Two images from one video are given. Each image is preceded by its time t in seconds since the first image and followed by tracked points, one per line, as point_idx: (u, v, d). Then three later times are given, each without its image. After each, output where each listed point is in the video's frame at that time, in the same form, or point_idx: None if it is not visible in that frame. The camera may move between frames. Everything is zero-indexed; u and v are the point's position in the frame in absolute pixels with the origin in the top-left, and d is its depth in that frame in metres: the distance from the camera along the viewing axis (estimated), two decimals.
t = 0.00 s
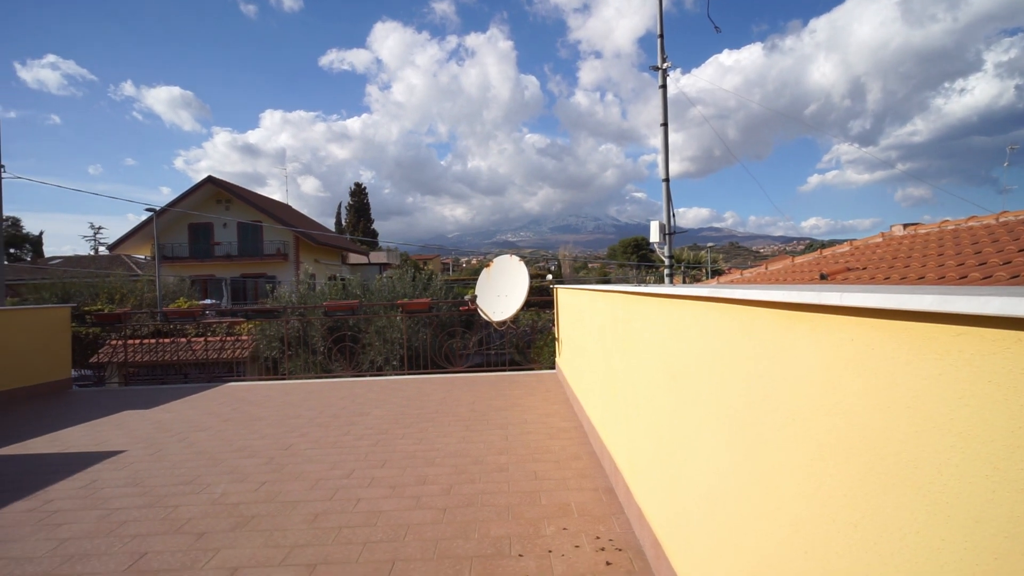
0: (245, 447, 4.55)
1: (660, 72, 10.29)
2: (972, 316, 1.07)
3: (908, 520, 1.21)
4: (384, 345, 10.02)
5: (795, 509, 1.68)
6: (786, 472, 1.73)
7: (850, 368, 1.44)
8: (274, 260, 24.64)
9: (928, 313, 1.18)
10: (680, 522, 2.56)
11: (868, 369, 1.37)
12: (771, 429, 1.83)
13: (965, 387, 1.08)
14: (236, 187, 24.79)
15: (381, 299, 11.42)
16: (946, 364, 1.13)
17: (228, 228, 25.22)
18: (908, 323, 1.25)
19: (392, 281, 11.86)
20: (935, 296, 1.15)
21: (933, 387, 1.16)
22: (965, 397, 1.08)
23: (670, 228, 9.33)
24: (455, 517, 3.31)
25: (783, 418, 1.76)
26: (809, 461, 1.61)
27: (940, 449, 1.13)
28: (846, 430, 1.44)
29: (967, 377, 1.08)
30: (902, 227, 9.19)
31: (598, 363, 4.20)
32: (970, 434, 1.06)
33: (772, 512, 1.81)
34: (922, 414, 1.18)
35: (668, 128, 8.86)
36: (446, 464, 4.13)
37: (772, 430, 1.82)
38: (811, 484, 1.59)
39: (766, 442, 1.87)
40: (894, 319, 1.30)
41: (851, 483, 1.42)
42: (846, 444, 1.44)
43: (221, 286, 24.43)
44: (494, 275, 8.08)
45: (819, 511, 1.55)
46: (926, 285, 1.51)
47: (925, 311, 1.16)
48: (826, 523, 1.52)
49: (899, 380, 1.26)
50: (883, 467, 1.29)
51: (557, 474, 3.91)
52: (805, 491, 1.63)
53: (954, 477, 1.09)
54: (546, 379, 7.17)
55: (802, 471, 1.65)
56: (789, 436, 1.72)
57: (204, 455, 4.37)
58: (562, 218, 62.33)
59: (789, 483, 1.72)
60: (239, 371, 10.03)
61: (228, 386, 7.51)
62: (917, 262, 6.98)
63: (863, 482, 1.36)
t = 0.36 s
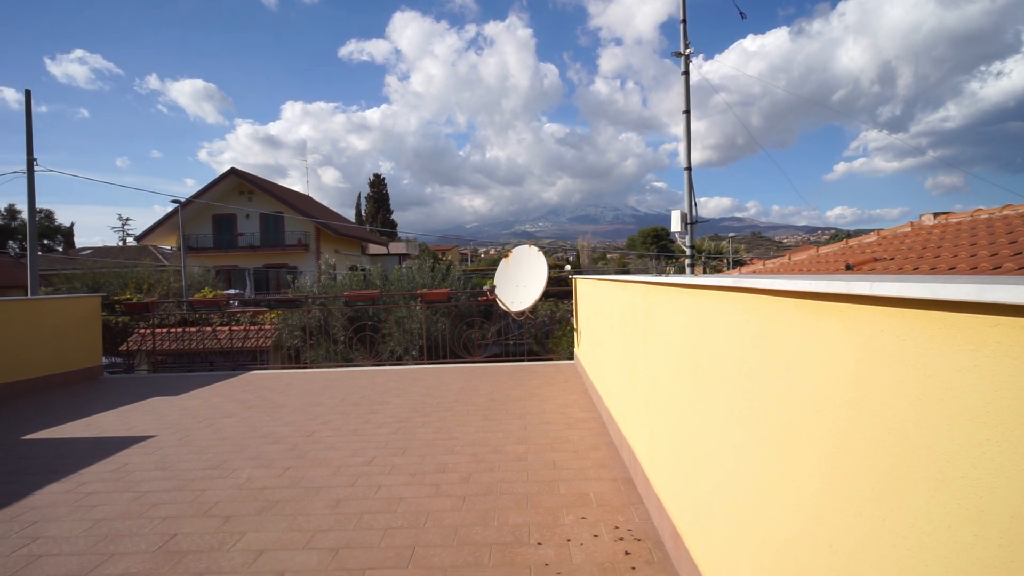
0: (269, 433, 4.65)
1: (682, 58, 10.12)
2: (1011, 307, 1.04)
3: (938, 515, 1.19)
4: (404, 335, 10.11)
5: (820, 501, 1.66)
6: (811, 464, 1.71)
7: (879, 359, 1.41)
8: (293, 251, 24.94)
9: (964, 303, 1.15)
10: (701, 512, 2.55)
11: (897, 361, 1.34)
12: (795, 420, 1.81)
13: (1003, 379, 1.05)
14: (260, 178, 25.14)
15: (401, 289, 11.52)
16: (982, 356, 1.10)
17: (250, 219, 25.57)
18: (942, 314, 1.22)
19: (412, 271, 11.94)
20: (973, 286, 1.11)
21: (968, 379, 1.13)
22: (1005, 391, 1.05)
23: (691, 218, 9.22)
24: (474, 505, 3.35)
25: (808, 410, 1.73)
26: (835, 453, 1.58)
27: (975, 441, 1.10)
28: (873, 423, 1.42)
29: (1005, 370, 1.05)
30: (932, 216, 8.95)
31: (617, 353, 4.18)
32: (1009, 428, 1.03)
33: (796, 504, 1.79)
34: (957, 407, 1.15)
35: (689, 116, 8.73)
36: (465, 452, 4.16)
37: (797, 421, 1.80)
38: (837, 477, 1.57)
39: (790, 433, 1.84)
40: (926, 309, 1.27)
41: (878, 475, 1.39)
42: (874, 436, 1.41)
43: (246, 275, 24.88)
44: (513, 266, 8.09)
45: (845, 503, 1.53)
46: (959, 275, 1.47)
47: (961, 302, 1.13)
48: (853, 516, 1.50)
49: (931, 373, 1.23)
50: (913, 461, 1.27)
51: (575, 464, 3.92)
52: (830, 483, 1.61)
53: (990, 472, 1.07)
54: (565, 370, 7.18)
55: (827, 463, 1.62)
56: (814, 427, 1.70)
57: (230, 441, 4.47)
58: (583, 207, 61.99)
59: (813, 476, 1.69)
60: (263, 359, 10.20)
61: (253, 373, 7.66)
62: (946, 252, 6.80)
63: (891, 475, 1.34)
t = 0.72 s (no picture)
0: (292, 421, 4.74)
1: (705, 45, 9.94)
2: None
3: (970, 512, 1.17)
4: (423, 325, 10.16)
5: (844, 496, 1.64)
6: (834, 457, 1.69)
7: (907, 353, 1.38)
8: (314, 241, 25.22)
9: (996, 296, 1.11)
10: (721, 505, 2.54)
11: (924, 356, 1.31)
12: (819, 414, 1.78)
13: None
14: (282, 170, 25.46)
15: (420, 279, 11.59)
16: (1017, 352, 1.07)
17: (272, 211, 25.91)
18: (973, 308, 1.19)
19: (431, 262, 12.00)
20: (1007, 279, 1.08)
21: (1002, 375, 1.10)
22: None
23: (713, 208, 9.08)
24: (493, 494, 3.37)
25: (832, 403, 1.70)
26: (860, 448, 1.56)
27: (1009, 438, 1.08)
28: (899, 418, 1.39)
29: None
30: (963, 206, 8.68)
31: (636, 345, 4.16)
32: None
33: (820, 499, 1.77)
34: (990, 404, 1.13)
35: (711, 105, 8.58)
36: (484, 442, 4.19)
37: (820, 415, 1.77)
38: (861, 472, 1.55)
39: (813, 426, 1.82)
40: (955, 302, 1.24)
41: (904, 471, 1.37)
42: (900, 431, 1.39)
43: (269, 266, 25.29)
44: (531, 256, 8.08)
45: (870, 499, 1.51)
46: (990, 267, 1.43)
47: (994, 294, 1.10)
48: (877, 511, 1.48)
49: (962, 368, 1.20)
50: (942, 458, 1.24)
51: (594, 455, 3.92)
52: (854, 478, 1.59)
53: None
54: (583, 361, 7.17)
55: (852, 458, 1.60)
56: (838, 421, 1.67)
57: (254, 428, 4.57)
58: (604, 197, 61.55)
59: (837, 470, 1.67)
60: (285, 348, 10.36)
61: (276, 362, 7.80)
62: (978, 243, 6.59)
63: (918, 470, 1.32)
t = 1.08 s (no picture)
0: (315, 409, 4.82)
1: (730, 31, 9.72)
2: None
3: (1005, 510, 1.14)
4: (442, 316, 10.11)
5: (870, 490, 1.61)
6: (861, 451, 1.65)
7: (940, 346, 1.33)
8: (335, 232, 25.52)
9: None
10: (742, 497, 2.52)
11: (956, 350, 1.28)
12: (844, 408, 1.75)
13: None
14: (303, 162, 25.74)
15: (439, 270, 11.64)
16: None
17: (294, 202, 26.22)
18: (1009, 301, 1.15)
19: (449, 253, 12.04)
20: None
21: None
22: None
23: (735, 198, 8.92)
24: (512, 484, 3.39)
25: (859, 396, 1.67)
26: (887, 442, 1.52)
27: None
28: (928, 413, 1.36)
29: None
30: (998, 195, 8.39)
31: (657, 337, 4.13)
32: None
33: (846, 493, 1.74)
34: None
35: (735, 93, 8.42)
36: (503, 432, 4.21)
37: (846, 408, 1.74)
38: (888, 466, 1.52)
39: (839, 420, 1.78)
40: (991, 295, 1.20)
41: (933, 467, 1.34)
42: (929, 426, 1.36)
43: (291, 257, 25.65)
44: (551, 248, 8.06)
45: (898, 494, 1.48)
46: None
47: None
48: (906, 507, 1.45)
49: (997, 365, 1.17)
50: (974, 455, 1.22)
51: (613, 447, 3.91)
52: (881, 472, 1.55)
53: None
54: (602, 352, 7.14)
55: (878, 453, 1.57)
56: (866, 415, 1.63)
57: (279, 415, 4.67)
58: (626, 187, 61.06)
59: (863, 464, 1.64)
60: (307, 338, 10.51)
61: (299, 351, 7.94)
62: (1012, 234, 6.37)
63: (950, 465, 1.29)
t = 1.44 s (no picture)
0: (336, 403, 4.89)
1: (753, 23, 9.54)
2: None
3: None
4: (460, 312, 10.16)
5: (895, 489, 1.58)
6: (885, 451, 1.62)
7: (971, 344, 1.29)
8: (355, 229, 25.83)
9: None
10: (764, 497, 2.48)
11: (987, 348, 1.24)
12: (869, 406, 1.71)
13: None
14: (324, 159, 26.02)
15: (458, 267, 11.68)
16: None
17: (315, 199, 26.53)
18: None
19: (468, 250, 12.07)
20: None
21: None
22: None
23: (757, 194, 8.77)
24: (531, 479, 3.40)
25: (884, 395, 1.63)
26: (913, 441, 1.49)
27: None
28: (957, 413, 1.33)
29: None
30: None
31: (677, 334, 4.10)
32: None
33: (870, 493, 1.71)
34: None
35: (758, 86, 8.27)
36: (522, 428, 4.22)
37: (871, 407, 1.70)
38: (915, 466, 1.49)
39: (864, 418, 1.74)
40: None
41: (964, 468, 1.31)
42: (959, 426, 1.32)
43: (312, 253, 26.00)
44: (569, 244, 8.04)
45: (924, 494, 1.45)
46: None
47: None
48: (932, 507, 1.42)
49: None
50: (1007, 455, 1.18)
51: (632, 444, 3.90)
52: (907, 472, 1.52)
53: None
54: (621, 349, 7.11)
55: (904, 453, 1.53)
56: (891, 414, 1.60)
57: (300, 409, 4.74)
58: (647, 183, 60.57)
59: (887, 463, 1.60)
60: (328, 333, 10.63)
61: (321, 346, 8.06)
62: None
63: (981, 466, 1.25)
